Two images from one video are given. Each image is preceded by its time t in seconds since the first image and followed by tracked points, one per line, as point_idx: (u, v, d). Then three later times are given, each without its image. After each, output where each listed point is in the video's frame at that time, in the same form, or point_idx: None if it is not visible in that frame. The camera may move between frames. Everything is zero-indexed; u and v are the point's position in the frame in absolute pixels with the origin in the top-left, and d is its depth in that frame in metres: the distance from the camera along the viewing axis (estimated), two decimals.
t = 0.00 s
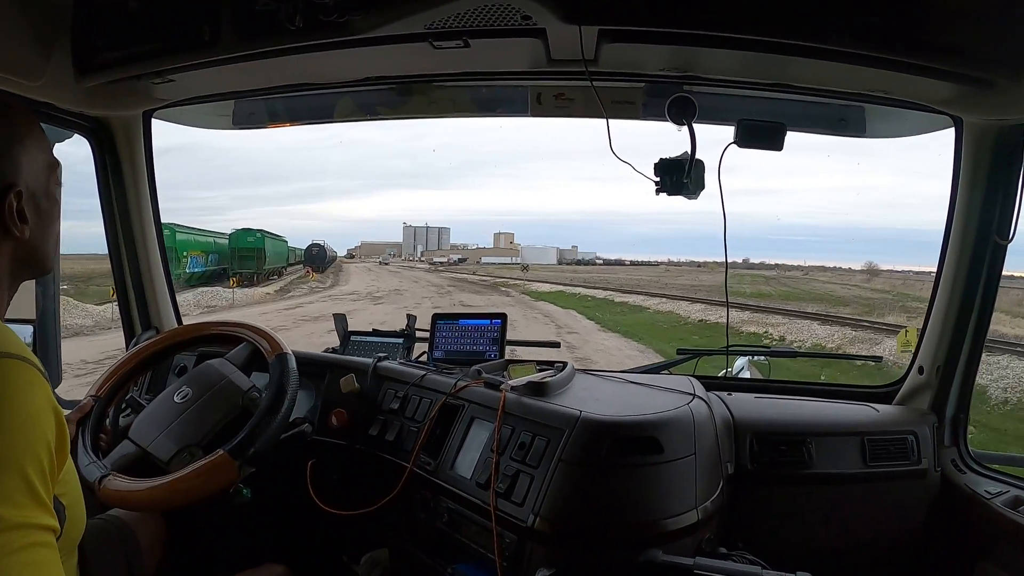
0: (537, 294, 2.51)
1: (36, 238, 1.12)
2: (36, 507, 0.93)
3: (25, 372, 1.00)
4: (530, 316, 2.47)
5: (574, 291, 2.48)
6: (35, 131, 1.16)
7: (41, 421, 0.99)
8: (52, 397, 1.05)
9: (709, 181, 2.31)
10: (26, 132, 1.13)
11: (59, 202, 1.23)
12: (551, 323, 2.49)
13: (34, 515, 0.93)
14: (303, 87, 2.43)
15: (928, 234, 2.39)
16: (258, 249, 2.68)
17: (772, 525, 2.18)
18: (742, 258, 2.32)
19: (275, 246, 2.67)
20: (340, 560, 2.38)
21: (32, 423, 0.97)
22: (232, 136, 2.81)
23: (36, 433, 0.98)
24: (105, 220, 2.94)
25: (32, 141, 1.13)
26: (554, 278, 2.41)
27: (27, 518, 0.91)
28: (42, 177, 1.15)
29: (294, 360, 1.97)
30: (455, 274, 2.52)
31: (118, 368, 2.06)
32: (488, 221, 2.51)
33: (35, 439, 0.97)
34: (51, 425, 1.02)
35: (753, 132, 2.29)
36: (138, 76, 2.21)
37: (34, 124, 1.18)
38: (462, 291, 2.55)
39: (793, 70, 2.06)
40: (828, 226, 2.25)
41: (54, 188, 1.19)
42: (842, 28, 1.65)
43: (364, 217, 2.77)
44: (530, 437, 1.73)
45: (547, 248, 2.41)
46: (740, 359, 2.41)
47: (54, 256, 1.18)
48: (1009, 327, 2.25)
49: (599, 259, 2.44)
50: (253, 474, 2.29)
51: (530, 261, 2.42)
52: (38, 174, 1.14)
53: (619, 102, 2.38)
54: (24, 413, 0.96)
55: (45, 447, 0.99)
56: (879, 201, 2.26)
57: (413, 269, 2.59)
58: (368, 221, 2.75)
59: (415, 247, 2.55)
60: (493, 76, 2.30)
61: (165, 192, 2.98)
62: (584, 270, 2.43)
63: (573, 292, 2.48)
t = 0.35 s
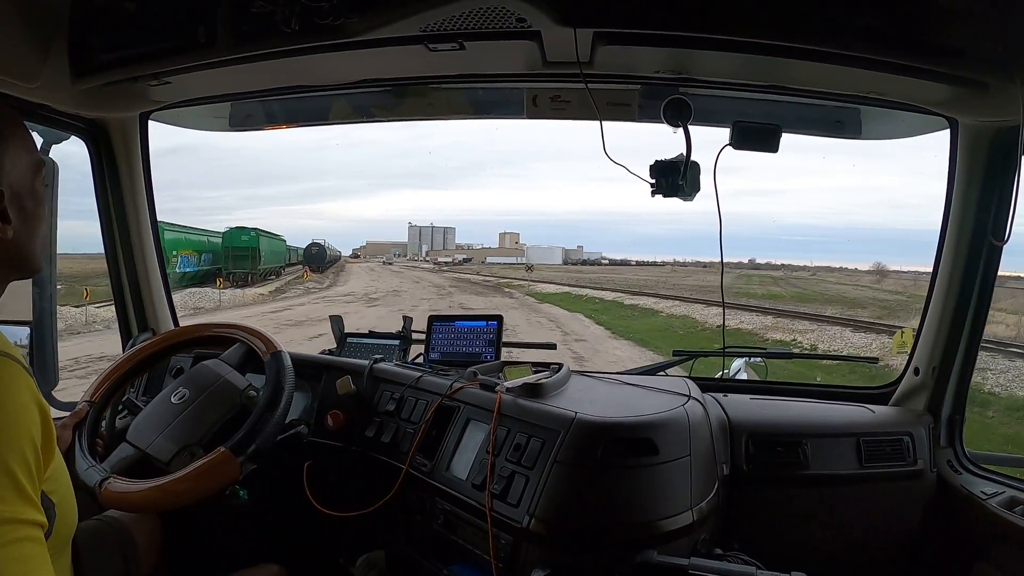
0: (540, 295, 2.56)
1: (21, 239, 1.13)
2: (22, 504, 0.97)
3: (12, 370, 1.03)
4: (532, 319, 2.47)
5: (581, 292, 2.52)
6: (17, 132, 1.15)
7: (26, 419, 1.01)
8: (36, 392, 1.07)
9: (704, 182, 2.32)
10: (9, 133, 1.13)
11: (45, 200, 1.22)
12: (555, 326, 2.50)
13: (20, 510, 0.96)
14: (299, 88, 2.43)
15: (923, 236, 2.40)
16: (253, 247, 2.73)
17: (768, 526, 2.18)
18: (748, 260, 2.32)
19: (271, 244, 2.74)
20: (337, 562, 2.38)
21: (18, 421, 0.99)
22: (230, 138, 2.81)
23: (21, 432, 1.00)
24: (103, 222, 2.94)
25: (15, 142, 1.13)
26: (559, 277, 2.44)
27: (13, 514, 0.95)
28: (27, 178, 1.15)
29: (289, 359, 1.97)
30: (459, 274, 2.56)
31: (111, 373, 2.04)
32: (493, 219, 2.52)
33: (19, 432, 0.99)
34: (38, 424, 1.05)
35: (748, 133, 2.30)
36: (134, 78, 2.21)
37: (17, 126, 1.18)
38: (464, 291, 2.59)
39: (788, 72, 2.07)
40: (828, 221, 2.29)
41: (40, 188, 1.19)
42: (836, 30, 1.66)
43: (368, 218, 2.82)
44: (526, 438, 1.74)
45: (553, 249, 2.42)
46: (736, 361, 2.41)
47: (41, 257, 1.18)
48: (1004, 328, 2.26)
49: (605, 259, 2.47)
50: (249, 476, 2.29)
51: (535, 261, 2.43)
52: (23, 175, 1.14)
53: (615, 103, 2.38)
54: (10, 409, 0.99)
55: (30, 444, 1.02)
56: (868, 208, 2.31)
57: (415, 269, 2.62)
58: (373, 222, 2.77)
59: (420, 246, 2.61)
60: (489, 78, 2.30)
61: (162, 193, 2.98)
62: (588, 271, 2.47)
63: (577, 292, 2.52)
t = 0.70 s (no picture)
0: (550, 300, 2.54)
1: (26, 232, 1.14)
2: (33, 477, 0.95)
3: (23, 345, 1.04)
4: (536, 324, 2.49)
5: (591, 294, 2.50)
6: (25, 128, 1.17)
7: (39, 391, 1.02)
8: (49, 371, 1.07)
9: (706, 182, 2.34)
10: (17, 130, 1.15)
11: (52, 197, 1.24)
12: (561, 326, 2.52)
13: (31, 483, 0.95)
14: (303, 88, 2.45)
15: (923, 235, 2.41)
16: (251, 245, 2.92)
17: (768, 523, 2.20)
18: (758, 259, 2.28)
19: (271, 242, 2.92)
20: (341, 558, 2.40)
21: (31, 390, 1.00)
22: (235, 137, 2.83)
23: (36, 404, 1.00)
24: (109, 220, 2.97)
25: (22, 138, 1.15)
26: (569, 278, 2.38)
27: (24, 487, 0.93)
28: (34, 175, 1.17)
29: (294, 356, 1.99)
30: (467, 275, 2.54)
31: (116, 371, 2.06)
32: (503, 220, 2.44)
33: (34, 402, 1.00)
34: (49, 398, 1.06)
35: (751, 134, 2.31)
36: (141, 78, 2.23)
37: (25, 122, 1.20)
38: (474, 292, 2.59)
39: (789, 73, 2.08)
40: (828, 228, 2.28)
41: (47, 184, 1.21)
42: (836, 32, 1.67)
43: (377, 217, 2.74)
44: (528, 435, 1.76)
45: (564, 249, 2.35)
46: (738, 358, 2.45)
47: (49, 252, 1.20)
48: (1002, 327, 2.28)
49: (620, 260, 2.41)
50: (254, 472, 2.31)
51: (546, 261, 2.37)
52: (30, 171, 1.15)
53: (617, 103, 2.40)
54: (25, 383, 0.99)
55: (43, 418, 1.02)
56: (869, 205, 2.31)
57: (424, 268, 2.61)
58: (377, 221, 2.76)
59: (430, 246, 2.56)
60: (491, 78, 2.32)
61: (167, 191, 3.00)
62: (599, 271, 2.41)
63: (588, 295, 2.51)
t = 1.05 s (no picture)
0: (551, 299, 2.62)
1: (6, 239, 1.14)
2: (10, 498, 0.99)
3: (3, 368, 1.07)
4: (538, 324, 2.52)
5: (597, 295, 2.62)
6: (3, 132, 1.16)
7: (17, 413, 1.05)
8: (26, 387, 1.10)
9: (704, 181, 2.34)
10: None
11: (32, 199, 1.24)
12: (563, 327, 2.59)
13: (11, 505, 0.99)
14: (301, 88, 2.44)
15: (922, 234, 2.41)
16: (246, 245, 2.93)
17: (766, 523, 2.19)
18: (764, 260, 2.30)
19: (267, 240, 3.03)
20: (338, 559, 2.39)
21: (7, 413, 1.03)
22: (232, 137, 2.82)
23: (13, 426, 1.03)
24: (104, 220, 2.95)
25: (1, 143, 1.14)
26: (573, 277, 2.47)
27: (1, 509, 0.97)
28: (14, 178, 1.15)
29: (290, 355, 1.98)
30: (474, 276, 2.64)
31: (110, 374, 2.04)
32: (509, 221, 2.53)
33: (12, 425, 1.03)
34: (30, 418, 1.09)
35: (751, 134, 2.31)
36: (137, 78, 2.22)
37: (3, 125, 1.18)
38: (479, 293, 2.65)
39: (788, 71, 2.07)
40: (826, 220, 2.31)
41: (27, 188, 1.20)
42: (835, 30, 1.66)
43: (379, 217, 2.97)
44: (526, 435, 1.75)
45: (569, 249, 2.44)
46: (736, 358, 2.46)
47: (30, 258, 1.21)
48: (1001, 327, 2.27)
49: (621, 259, 2.48)
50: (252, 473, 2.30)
51: (551, 261, 2.44)
52: (10, 176, 1.14)
53: (615, 102, 2.39)
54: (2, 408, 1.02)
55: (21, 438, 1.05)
56: (869, 204, 2.31)
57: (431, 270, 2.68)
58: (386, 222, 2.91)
59: (436, 246, 2.65)
60: (488, 78, 2.31)
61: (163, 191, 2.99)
62: (605, 270, 2.49)
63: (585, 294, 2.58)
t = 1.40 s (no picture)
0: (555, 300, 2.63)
1: None
2: None
3: None
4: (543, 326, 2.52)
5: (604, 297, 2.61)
6: None
7: None
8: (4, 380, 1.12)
9: (704, 181, 2.34)
10: None
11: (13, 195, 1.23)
12: (572, 334, 2.57)
13: None
14: (300, 87, 2.43)
15: (921, 235, 2.41)
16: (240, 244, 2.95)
17: (766, 524, 2.19)
18: (772, 260, 2.30)
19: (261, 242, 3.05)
20: (336, 560, 2.38)
21: None
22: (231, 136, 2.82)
23: None
24: (103, 220, 2.93)
25: None
26: (578, 276, 2.45)
27: None
28: None
29: (287, 352, 1.98)
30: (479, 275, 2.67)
31: (105, 377, 2.02)
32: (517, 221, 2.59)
33: None
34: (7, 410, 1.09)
35: (750, 134, 2.32)
36: (135, 77, 2.22)
37: None
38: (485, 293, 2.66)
39: (788, 72, 2.07)
40: (824, 222, 2.31)
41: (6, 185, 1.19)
42: (835, 31, 1.66)
43: (377, 216, 2.99)
44: (525, 436, 1.75)
45: (576, 248, 2.41)
46: (736, 359, 2.44)
47: (12, 253, 1.19)
48: (1001, 329, 2.27)
49: (627, 258, 2.46)
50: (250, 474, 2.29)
51: (558, 260, 2.43)
52: None
53: (615, 102, 2.38)
54: None
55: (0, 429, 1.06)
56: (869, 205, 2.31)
57: (434, 267, 2.73)
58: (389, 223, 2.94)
59: (443, 246, 2.70)
60: (488, 78, 2.31)
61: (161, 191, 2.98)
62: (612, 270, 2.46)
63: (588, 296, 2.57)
